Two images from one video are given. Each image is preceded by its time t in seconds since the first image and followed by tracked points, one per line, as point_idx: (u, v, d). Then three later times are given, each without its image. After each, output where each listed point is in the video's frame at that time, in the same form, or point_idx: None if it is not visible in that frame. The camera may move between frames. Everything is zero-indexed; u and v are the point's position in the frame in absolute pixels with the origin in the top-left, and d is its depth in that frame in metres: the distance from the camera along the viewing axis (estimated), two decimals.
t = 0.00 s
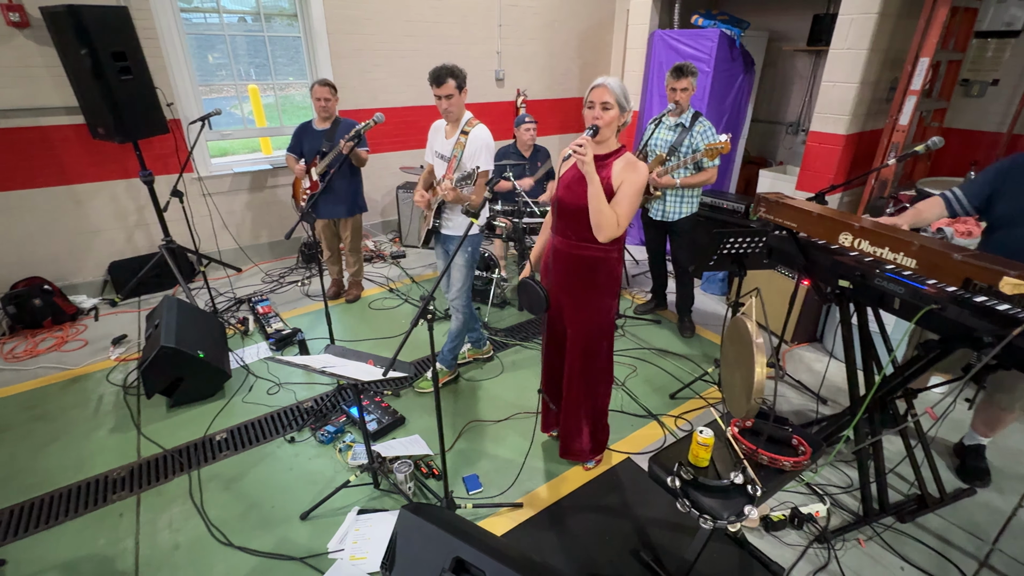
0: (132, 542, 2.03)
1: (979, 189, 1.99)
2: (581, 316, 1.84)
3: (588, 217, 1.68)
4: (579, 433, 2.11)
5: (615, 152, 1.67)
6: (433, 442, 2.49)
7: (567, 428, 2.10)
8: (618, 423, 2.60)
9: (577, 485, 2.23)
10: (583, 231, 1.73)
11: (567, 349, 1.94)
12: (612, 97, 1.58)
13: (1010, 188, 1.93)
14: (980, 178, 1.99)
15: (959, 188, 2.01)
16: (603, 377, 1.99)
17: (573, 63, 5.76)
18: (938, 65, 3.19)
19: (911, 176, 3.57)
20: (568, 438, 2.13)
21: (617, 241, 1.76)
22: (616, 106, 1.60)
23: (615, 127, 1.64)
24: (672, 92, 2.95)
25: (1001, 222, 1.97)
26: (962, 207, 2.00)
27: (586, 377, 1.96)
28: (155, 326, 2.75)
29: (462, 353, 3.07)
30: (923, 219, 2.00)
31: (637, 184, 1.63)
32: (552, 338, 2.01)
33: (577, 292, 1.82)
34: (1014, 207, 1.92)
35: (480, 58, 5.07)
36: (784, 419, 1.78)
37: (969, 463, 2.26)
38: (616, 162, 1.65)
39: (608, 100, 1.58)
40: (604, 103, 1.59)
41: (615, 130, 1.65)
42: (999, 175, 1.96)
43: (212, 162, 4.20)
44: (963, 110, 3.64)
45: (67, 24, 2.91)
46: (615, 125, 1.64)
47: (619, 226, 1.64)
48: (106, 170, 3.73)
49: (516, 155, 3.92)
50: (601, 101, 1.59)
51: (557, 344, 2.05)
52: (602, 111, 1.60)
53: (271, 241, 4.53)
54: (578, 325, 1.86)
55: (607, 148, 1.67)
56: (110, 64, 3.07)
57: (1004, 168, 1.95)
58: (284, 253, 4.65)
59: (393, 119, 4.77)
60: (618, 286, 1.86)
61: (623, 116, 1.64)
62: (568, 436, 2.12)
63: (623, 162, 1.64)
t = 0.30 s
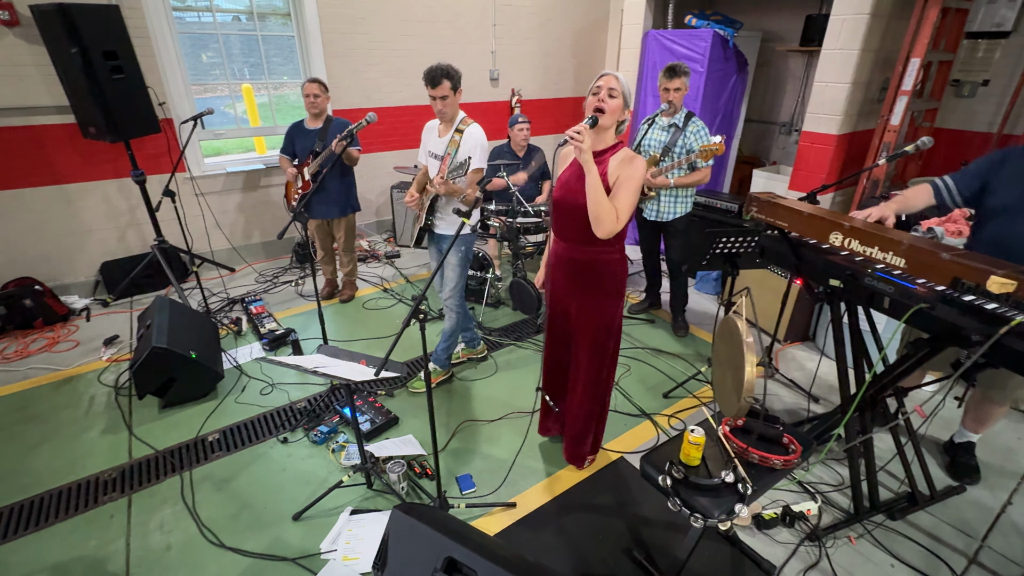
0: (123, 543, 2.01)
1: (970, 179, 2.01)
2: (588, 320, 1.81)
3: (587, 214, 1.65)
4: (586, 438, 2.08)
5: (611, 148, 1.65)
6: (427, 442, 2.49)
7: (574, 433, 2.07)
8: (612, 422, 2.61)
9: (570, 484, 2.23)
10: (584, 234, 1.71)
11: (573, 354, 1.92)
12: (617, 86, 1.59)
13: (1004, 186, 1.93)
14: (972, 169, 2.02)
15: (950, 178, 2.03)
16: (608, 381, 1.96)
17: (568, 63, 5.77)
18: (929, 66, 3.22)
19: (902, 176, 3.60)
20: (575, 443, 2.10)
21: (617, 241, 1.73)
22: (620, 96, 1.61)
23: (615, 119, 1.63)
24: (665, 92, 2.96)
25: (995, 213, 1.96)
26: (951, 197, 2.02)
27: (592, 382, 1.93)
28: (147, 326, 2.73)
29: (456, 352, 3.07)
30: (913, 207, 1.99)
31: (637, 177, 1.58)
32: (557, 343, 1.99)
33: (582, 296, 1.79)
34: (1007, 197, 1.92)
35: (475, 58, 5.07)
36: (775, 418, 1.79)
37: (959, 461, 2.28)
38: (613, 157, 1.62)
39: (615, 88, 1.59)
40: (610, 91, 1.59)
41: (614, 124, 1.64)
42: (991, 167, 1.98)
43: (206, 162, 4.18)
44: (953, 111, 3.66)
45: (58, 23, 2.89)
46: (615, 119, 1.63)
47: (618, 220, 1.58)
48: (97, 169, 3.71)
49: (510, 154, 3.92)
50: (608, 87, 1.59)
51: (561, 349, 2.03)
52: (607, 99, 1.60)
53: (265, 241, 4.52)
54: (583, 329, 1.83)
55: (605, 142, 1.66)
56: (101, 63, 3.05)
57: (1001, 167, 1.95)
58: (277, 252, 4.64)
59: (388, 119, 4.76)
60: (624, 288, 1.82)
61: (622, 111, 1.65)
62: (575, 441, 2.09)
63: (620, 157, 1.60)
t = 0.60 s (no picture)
0: (126, 542, 2.02)
1: (951, 182, 2.08)
2: (601, 325, 1.79)
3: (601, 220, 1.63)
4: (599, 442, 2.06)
5: (625, 152, 1.62)
6: (429, 440, 2.49)
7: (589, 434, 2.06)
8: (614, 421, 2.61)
9: (572, 483, 2.22)
10: (598, 238, 1.69)
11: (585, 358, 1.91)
12: (623, 95, 1.56)
13: (984, 188, 1.97)
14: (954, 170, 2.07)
15: (930, 180, 2.12)
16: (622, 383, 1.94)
17: (569, 61, 5.75)
18: (932, 63, 3.21)
19: (905, 174, 3.58)
20: (588, 446, 2.09)
21: (632, 246, 1.69)
22: (627, 105, 1.57)
23: (625, 127, 1.61)
24: (667, 89, 2.96)
25: (975, 213, 2.01)
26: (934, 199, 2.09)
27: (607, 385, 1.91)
28: (150, 325, 2.74)
29: (459, 351, 3.07)
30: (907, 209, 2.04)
31: (651, 183, 1.56)
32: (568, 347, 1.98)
33: (595, 300, 1.78)
34: (984, 198, 1.96)
35: (476, 56, 5.06)
36: (778, 416, 1.79)
37: (962, 460, 2.27)
38: (627, 162, 1.59)
39: (619, 99, 1.56)
40: (615, 102, 1.56)
41: (625, 131, 1.62)
42: (971, 167, 2.02)
43: (207, 161, 4.18)
44: (957, 108, 3.65)
45: (59, 22, 2.89)
46: (627, 125, 1.61)
47: (633, 229, 1.55)
48: (99, 168, 3.71)
49: (511, 152, 3.92)
50: (611, 101, 1.56)
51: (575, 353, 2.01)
52: (613, 111, 1.58)
53: (266, 240, 4.52)
54: (595, 333, 1.82)
55: (617, 148, 1.63)
56: (103, 62, 3.05)
57: (982, 166, 1.99)
58: (279, 251, 4.64)
59: (389, 117, 4.76)
60: (637, 293, 1.79)
61: (633, 116, 1.62)
62: (589, 444, 2.08)
63: (633, 162, 1.58)
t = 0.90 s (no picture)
0: (122, 545, 2.01)
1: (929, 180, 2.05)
2: (601, 329, 1.79)
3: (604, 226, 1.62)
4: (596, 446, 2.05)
5: (634, 157, 1.62)
6: (427, 442, 2.49)
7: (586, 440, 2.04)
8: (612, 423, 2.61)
9: (570, 485, 2.22)
10: (600, 243, 1.69)
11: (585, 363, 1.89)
12: (632, 95, 1.54)
13: (960, 188, 1.97)
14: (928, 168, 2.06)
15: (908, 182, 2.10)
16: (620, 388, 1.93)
17: (567, 63, 5.76)
18: (928, 66, 3.22)
19: (901, 176, 3.60)
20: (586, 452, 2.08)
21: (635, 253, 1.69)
22: (635, 105, 1.56)
23: (633, 128, 1.60)
24: (665, 92, 2.97)
25: (952, 211, 2.02)
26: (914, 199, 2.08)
27: (605, 390, 1.90)
28: (146, 326, 2.73)
29: (457, 353, 3.06)
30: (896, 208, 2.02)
31: (657, 188, 1.54)
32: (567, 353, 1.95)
33: (595, 304, 1.76)
34: (959, 196, 1.98)
35: (474, 58, 5.06)
36: (775, 419, 1.79)
37: (958, 461, 2.28)
38: (634, 168, 1.59)
39: (627, 99, 1.55)
40: (622, 102, 1.55)
41: (634, 134, 1.60)
42: (946, 165, 2.01)
43: (204, 162, 4.17)
44: (952, 111, 3.67)
45: (55, 22, 2.88)
46: (636, 126, 1.60)
47: (636, 235, 1.54)
48: (96, 169, 3.70)
49: (509, 154, 3.92)
50: (620, 99, 1.55)
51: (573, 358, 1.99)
52: (621, 110, 1.56)
53: (263, 241, 4.50)
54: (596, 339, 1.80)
55: (626, 154, 1.63)
56: (99, 62, 3.04)
57: (959, 165, 1.98)
58: (276, 253, 4.63)
59: (387, 119, 4.75)
60: (639, 299, 1.79)
61: (643, 118, 1.60)
62: (587, 451, 2.06)
63: (641, 168, 1.57)
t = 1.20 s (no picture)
0: (112, 550, 1.98)
1: (921, 188, 2.07)
2: (591, 334, 1.79)
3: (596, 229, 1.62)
4: (581, 444, 2.07)
5: (628, 161, 1.61)
6: (421, 445, 2.47)
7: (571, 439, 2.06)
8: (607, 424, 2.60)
9: (565, 487, 2.22)
10: (592, 245, 1.68)
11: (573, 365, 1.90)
12: (628, 100, 1.52)
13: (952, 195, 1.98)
14: (921, 177, 2.08)
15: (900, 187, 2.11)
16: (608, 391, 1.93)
17: (562, 63, 5.75)
18: (922, 68, 3.23)
19: (894, 178, 3.62)
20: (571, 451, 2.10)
21: (626, 256, 1.69)
22: (630, 110, 1.54)
23: (628, 132, 1.58)
24: (662, 93, 2.96)
25: (943, 221, 2.04)
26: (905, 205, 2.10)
27: (592, 392, 1.91)
28: (137, 328, 2.70)
29: (451, 354, 3.05)
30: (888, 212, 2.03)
31: (650, 194, 1.53)
32: (555, 355, 1.94)
33: (585, 308, 1.76)
34: (950, 206, 2.00)
35: (469, 57, 5.04)
36: (770, 421, 1.79)
37: (951, 462, 2.29)
38: (629, 170, 1.59)
39: (622, 104, 1.53)
40: (616, 108, 1.53)
41: (628, 137, 1.59)
42: (938, 174, 2.04)
43: (197, 160, 4.13)
44: (946, 113, 3.68)
45: (45, 20, 2.84)
46: (632, 130, 1.59)
47: (627, 237, 1.54)
48: (86, 168, 3.65)
49: (503, 153, 3.90)
50: (614, 105, 1.53)
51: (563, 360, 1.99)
52: (615, 116, 1.55)
53: (256, 241, 4.47)
54: (585, 343, 1.81)
55: (622, 157, 1.62)
56: (90, 61, 3.00)
57: (950, 175, 2.00)
58: (269, 252, 4.60)
59: (381, 118, 4.73)
60: (630, 306, 1.79)
61: (639, 122, 1.59)
62: (573, 448, 2.08)
63: (635, 171, 1.57)
